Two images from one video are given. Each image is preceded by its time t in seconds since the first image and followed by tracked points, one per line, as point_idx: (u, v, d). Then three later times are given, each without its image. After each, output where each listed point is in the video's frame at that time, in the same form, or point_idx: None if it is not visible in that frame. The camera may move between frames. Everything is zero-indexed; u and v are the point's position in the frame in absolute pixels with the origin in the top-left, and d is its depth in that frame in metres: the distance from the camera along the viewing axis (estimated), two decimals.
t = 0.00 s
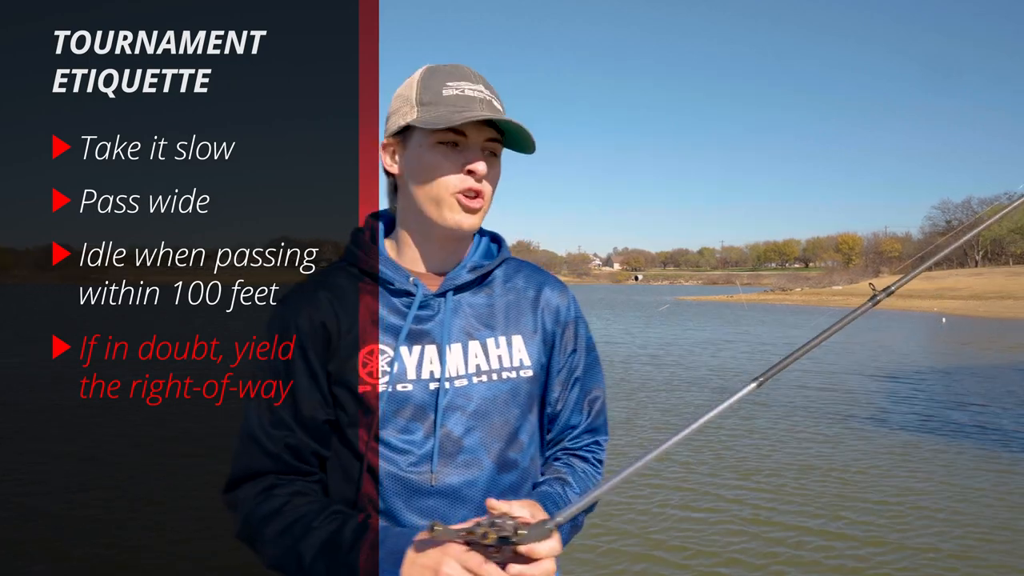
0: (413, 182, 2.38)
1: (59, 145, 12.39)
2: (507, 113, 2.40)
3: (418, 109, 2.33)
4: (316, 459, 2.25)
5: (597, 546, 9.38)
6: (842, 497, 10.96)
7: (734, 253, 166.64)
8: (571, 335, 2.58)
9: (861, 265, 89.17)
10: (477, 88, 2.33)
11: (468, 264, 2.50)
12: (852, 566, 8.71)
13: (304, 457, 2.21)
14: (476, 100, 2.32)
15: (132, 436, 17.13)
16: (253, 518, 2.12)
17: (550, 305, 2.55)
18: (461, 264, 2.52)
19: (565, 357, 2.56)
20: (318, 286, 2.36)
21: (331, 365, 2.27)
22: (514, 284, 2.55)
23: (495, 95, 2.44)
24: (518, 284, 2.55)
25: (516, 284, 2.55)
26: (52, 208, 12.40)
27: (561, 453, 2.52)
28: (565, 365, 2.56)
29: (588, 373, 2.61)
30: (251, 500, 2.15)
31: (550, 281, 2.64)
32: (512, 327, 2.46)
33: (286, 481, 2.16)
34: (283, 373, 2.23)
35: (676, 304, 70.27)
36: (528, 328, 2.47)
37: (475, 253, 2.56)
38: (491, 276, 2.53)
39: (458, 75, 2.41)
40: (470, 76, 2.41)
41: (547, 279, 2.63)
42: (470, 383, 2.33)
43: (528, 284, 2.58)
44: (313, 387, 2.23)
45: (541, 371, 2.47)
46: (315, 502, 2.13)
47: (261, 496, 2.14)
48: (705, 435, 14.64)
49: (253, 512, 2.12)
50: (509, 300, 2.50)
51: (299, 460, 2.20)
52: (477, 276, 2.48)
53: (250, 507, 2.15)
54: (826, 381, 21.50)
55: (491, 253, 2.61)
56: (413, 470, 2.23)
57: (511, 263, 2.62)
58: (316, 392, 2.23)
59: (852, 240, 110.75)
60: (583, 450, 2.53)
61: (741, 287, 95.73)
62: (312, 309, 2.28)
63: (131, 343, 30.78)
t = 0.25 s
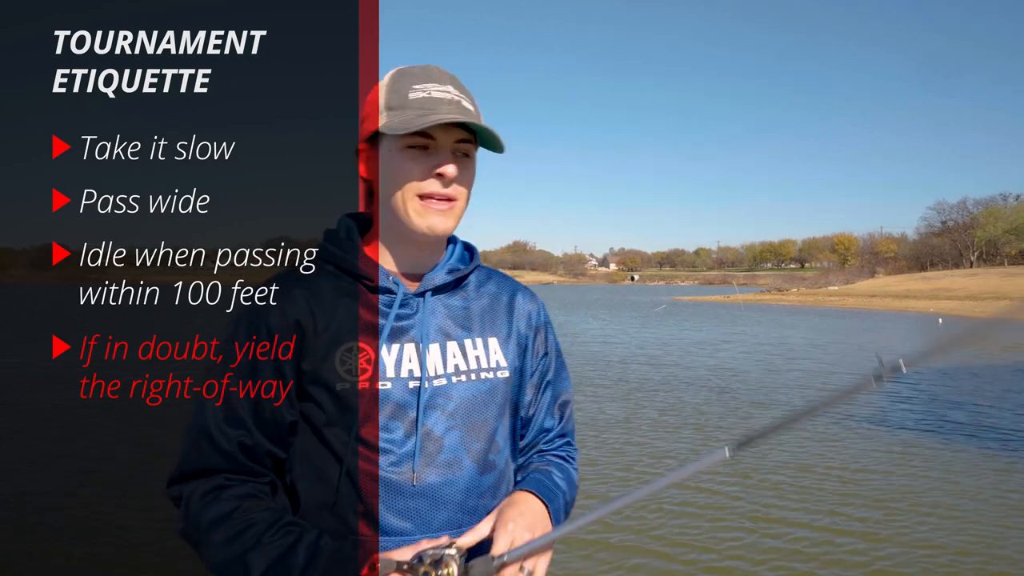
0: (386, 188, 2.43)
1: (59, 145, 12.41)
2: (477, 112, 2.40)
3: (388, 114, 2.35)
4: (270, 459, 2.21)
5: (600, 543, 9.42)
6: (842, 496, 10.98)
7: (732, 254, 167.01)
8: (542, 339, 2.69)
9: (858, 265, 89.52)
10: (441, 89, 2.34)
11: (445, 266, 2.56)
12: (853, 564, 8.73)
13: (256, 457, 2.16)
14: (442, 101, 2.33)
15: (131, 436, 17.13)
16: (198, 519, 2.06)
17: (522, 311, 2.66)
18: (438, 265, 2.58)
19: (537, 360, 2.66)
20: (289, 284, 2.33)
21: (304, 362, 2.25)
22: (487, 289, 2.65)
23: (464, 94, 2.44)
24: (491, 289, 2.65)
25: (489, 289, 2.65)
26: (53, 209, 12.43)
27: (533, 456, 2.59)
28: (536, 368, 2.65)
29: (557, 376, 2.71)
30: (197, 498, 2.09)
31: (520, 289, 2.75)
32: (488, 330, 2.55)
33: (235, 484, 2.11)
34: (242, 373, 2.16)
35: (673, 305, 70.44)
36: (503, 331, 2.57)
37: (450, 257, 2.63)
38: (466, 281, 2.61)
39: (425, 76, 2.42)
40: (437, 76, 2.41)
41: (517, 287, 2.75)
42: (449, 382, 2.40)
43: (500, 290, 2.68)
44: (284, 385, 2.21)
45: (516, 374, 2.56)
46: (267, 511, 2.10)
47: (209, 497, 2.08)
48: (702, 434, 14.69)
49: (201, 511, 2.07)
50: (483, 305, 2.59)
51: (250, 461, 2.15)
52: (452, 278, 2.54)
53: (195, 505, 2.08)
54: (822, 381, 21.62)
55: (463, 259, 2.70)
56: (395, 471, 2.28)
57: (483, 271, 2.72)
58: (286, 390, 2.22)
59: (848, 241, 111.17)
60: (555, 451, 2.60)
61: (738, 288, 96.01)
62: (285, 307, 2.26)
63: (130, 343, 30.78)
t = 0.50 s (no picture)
0: (381, 190, 2.35)
1: (58, 144, 12.40)
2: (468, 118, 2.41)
3: (383, 115, 2.29)
4: (257, 477, 2.20)
5: (601, 544, 9.34)
6: (844, 497, 10.93)
7: (732, 254, 166.93)
8: (518, 337, 2.68)
9: (859, 265, 89.50)
10: (442, 95, 2.33)
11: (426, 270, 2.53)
12: (856, 565, 8.69)
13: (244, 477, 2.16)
14: (440, 107, 2.33)
15: (131, 436, 17.10)
16: (186, 545, 2.05)
17: (498, 310, 2.64)
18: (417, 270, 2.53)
19: (514, 359, 2.64)
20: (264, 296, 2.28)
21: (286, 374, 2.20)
22: (464, 288, 2.62)
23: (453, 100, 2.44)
24: (468, 289, 2.62)
25: (465, 290, 2.62)
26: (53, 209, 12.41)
27: (507, 452, 2.58)
28: (513, 367, 2.63)
29: (532, 373, 2.69)
30: (185, 524, 2.08)
31: (494, 287, 2.73)
32: (467, 331, 2.52)
33: (224, 507, 2.11)
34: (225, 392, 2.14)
35: (674, 304, 70.41)
36: (482, 332, 2.55)
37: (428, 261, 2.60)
38: (444, 282, 2.57)
39: (416, 80, 2.39)
40: (428, 81, 2.39)
41: (492, 285, 2.72)
42: (433, 388, 2.37)
43: (476, 289, 2.65)
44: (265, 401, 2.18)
45: (496, 374, 2.54)
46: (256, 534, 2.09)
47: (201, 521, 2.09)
48: (703, 434, 14.68)
49: (189, 538, 2.07)
50: (460, 306, 2.56)
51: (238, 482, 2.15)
52: (433, 281, 2.51)
53: (183, 531, 2.08)
54: (824, 381, 21.60)
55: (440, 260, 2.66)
56: (383, 480, 2.26)
57: (460, 271, 2.69)
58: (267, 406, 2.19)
59: (848, 240, 111.17)
60: (531, 446, 2.60)
61: (739, 288, 95.96)
62: (261, 322, 2.22)
63: (131, 343, 30.75)
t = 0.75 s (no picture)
0: (344, 193, 2.37)
1: (59, 145, 12.38)
2: (433, 104, 2.33)
3: (341, 114, 2.27)
4: (253, 477, 2.19)
5: (602, 543, 9.34)
6: (846, 498, 10.92)
7: (733, 254, 166.95)
8: (515, 337, 2.62)
9: (860, 265, 89.59)
10: (398, 85, 2.27)
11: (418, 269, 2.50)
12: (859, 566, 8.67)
13: (241, 477, 2.16)
14: (397, 98, 2.26)
15: (132, 435, 17.09)
16: (183, 547, 2.04)
17: (494, 309, 2.60)
18: (410, 271, 2.51)
19: (510, 359, 2.59)
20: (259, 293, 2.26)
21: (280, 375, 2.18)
22: (461, 288, 2.58)
23: (420, 87, 2.36)
24: (464, 288, 2.58)
25: (462, 289, 2.57)
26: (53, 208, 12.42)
27: (503, 451, 2.53)
28: (509, 367, 2.58)
29: (528, 374, 2.64)
30: (182, 525, 2.07)
31: (492, 286, 2.68)
32: (463, 331, 2.48)
33: (222, 508, 2.11)
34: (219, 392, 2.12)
35: (675, 304, 70.43)
36: (478, 332, 2.51)
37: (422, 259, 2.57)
38: (440, 281, 2.53)
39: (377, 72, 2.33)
40: (389, 71, 2.33)
41: (489, 283, 2.68)
42: (428, 389, 2.34)
43: (472, 288, 2.61)
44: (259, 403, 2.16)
45: (492, 374, 2.50)
46: (254, 535, 2.10)
47: (197, 523, 2.08)
48: (705, 434, 14.66)
49: (186, 540, 2.06)
50: (457, 305, 2.52)
51: (234, 482, 2.14)
52: (428, 281, 2.48)
53: (180, 533, 2.07)
54: (826, 381, 21.59)
55: (436, 260, 2.64)
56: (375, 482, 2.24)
57: (456, 270, 2.65)
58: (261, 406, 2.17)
59: (849, 240, 111.17)
60: (526, 445, 2.56)
61: (739, 287, 95.98)
62: (255, 321, 2.20)
63: (132, 343, 30.74)
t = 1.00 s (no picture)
0: (356, 195, 2.42)
1: (60, 145, 12.38)
2: (443, 108, 2.34)
3: (354, 118, 2.34)
4: (274, 474, 2.25)
5: (605, 545, 9.31)
6: (849, 499, 10.88)
7: (733, 254, 166.97)
8: (542, 341, 2.55)
9: (858, 266, 89.34)
10: (403, 88, 2.30)
11: (434, 272, 2.50)
12: (862, 566, 8.65)
13: (260, 473, 2.22)
14: (403, 101, 2.29)
15: (132, 436, 17.05)
16: (208, 538, 2.12)
17: (519, 313, 2.53)
18: (426, 272, 2.50)
19: (537, 364, 2.52)
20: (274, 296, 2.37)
21: (291, 375, 2.26)
22: (483, 291, 2.53)
23: (433, 91, 2.39)
24: (486, 291, 2.53)
25: (484, 292, 2.52)
26: (52, 208, 12.39)
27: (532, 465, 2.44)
28: (536, 372, 2.52)
29: (557, 381, 2.57)
30: (207, 518, 2.15)
31: (520, 289, 2.61)
32: (480, 335, 2.44)
33: (241, 501, 2.16)
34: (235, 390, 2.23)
35: (676, 305, 70.41)
36: (497, 336, 2.45)
37: (442, 261, 2.54)
38: (458, 284, 2.50)
39: (391, 76, 2.39)
40: (402, 76, 2.38)
41: (517, 286, 2.61)
42: (438, 393, 2.32)
43: (497, 291, 2.55)
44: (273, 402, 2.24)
45: (513, 380, 2.44)
46: (268, 528, 2.12)
47: (218, 516, 2.14)
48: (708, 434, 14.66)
49: (209, 531, 2.13)
50: (476, 308, 2.48)
51: (253, 477, 2.20)
52: (442, 283, 2.46)
53: (205, 526, 2.15)
54: (828, 381, 21.57)
55: (459, 262, 2.60)
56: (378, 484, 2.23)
57: (481, 271, 2.60)
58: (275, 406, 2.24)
59: (849, 240, 111.18)
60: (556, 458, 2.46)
61: (740, 288, 95.98)
62: (270, 323, 2.30)
63: (133, 343, 30.73)
